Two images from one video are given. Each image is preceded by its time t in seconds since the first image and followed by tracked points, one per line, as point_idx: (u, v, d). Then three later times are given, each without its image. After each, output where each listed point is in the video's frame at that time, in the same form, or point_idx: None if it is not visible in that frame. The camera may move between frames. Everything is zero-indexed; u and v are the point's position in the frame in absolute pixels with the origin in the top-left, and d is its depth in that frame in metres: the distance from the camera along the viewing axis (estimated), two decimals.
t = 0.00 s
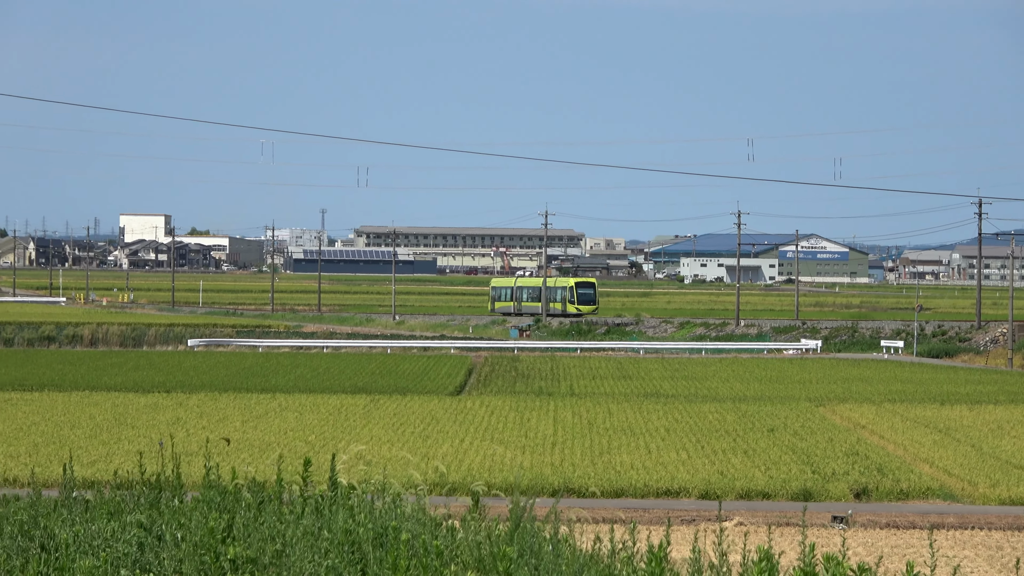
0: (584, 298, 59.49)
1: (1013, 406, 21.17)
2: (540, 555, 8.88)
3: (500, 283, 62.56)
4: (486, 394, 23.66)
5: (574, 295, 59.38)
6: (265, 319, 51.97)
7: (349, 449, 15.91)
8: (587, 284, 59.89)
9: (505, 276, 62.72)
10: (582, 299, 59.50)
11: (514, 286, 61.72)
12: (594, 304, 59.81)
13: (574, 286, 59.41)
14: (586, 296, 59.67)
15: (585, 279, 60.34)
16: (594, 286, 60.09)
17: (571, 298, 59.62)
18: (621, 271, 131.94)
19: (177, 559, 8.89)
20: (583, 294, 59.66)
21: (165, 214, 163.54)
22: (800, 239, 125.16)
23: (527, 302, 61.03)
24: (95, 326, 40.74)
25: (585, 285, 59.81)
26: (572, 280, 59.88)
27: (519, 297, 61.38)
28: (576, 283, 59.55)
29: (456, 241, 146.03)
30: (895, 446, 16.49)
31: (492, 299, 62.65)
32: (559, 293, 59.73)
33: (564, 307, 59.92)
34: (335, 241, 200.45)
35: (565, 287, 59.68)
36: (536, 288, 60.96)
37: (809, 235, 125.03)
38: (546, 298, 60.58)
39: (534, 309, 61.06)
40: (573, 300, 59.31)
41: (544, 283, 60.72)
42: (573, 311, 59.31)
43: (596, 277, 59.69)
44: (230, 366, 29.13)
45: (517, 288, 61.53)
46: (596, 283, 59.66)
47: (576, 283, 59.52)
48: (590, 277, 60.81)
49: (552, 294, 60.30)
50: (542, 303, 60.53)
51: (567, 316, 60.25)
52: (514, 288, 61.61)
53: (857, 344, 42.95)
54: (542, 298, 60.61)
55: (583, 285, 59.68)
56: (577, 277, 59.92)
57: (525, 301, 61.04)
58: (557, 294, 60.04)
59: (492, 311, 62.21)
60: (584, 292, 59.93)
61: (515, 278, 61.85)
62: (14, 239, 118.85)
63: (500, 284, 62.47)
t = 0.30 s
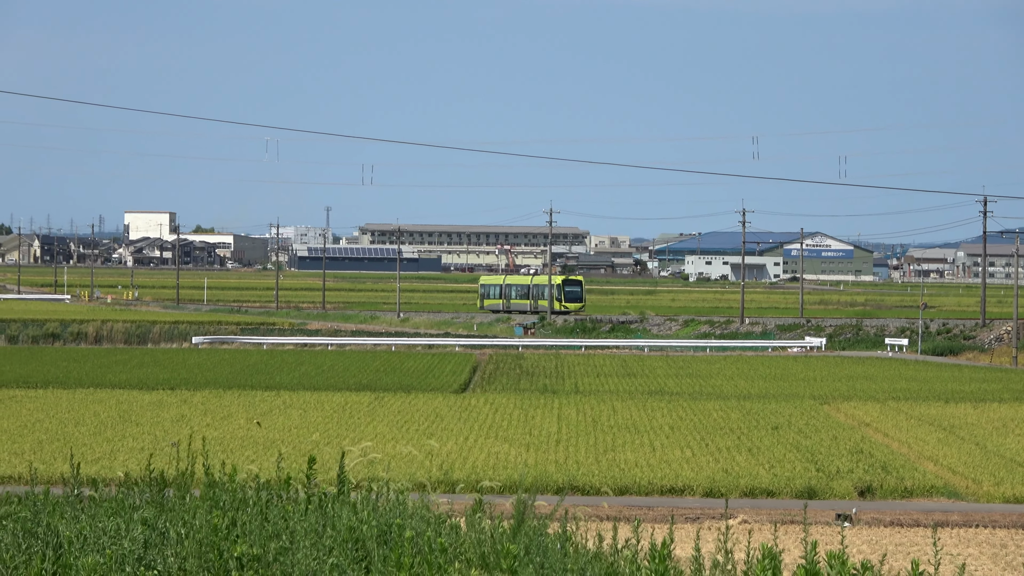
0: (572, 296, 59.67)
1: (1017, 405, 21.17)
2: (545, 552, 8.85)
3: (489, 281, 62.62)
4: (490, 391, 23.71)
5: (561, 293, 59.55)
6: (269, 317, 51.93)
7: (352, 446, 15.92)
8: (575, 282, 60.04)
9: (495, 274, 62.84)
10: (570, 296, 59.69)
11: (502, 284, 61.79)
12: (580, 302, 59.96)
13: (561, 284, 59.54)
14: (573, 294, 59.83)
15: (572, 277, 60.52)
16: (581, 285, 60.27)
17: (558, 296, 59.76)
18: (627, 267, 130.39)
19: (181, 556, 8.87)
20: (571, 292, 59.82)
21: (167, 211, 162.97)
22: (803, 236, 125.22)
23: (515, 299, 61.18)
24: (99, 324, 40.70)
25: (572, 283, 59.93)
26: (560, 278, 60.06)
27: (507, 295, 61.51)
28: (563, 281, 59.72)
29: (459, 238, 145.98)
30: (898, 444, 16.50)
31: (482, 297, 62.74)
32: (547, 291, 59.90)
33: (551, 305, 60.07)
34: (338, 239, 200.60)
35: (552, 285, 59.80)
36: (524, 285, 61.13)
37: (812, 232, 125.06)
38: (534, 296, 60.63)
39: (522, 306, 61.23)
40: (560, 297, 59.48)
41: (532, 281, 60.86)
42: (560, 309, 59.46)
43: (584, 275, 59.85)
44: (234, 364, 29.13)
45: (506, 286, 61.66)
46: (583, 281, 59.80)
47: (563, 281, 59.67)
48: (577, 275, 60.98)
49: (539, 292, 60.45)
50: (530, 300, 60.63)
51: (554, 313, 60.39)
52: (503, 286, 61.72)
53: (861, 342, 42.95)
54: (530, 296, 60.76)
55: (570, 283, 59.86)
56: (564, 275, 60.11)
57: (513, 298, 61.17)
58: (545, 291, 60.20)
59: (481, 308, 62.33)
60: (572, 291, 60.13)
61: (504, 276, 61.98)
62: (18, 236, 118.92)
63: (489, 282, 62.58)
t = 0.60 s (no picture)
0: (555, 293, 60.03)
1: (1017, 401, 21.16)
2: (544, 549, 8.84)
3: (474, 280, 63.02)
4: (490, 389, 23.73)
5: (545, 289, 59.90)
6: (270, 315, 51.93)
7: (352, 445, 15.93)
8: (558, 280, 60.40)
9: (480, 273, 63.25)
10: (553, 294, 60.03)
11: (487, 282, 62.19)
12: (563, 299, 60.31)
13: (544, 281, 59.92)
14: (556, 292, 60.18)
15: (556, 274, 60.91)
16: (565, 283, 60.63)
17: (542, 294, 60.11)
18: (627, 264, 130.41)
19: (181, 555, 8.86)
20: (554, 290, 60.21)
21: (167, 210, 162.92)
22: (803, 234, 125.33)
23: (500, 297, 61.55)
24: (100, 322, 40.73)
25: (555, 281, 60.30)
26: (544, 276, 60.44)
27: (491, 293, 61.87)
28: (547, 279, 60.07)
29: (459, 236, 146.04)
30: (899, 441, 16.51)
31: (468, 295, 63.13)
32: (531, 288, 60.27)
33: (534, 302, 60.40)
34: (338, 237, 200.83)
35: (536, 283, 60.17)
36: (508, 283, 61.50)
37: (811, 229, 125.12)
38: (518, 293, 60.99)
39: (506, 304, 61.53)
40: (544, 295, 59.82)
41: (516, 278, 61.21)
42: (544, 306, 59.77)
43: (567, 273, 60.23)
44: (234, 362, 29.13)
45: (490, 284, 62.06)
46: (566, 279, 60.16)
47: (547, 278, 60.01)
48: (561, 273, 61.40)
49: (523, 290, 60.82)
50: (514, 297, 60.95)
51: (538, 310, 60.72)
52: (487, 284, 62.13)
53: (862, 339, 42.98)
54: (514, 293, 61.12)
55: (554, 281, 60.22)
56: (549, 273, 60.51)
57: (498, 296, 61.53)
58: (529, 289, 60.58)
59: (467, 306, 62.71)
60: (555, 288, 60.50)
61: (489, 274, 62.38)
62: (18, 234, 119.16)
63: (475, 280, 62.97)
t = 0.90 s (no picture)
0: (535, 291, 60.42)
1: (1015, 399, 21.14)
2: (541, 546, 8.84)
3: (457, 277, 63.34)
4: (488, 386, 23.72)
5: (525, 286, 60.32)
6: (267, 312, 51.98)
7: (349, 442, 15.93)
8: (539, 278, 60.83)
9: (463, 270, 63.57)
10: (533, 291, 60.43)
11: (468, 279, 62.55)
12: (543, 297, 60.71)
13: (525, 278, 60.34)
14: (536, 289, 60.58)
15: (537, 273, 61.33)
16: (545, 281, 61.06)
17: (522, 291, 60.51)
18: (625, 262, 130.49)
19: (179, 552, 8.85)
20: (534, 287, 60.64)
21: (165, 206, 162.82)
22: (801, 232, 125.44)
23: (480, 293, 61.89)
24: (98, 319, 40.78)
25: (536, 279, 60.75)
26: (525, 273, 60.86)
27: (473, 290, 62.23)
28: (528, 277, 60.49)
29: (457, 234, 146.09)
30: (896, 438, 16.51)
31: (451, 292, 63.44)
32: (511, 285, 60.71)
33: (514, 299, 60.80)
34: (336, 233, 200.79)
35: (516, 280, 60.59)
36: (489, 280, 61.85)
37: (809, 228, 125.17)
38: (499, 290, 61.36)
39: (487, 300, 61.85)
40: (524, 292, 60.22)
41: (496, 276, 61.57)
42: (525, 303, 60.15)
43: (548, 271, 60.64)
44: (231, 359, 29.15)
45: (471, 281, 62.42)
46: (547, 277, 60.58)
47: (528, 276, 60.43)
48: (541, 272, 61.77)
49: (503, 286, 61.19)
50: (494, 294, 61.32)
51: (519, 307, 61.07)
52: (469, 281, 62.49)
53: (859, 336, 42.98)
54: (495, 290, 61.48)
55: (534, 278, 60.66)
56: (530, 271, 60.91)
57: (478, 293, 61.87)
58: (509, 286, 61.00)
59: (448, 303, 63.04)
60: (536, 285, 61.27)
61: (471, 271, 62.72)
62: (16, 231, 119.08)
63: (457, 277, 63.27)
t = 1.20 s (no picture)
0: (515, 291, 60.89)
1: (1009, 398, 21.12)
2: (534, 545, 8.84)
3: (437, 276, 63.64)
4: (482, 385, 23.70)
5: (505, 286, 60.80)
6: (261, 312, 52.00)
7: (343, 441, 15.93)
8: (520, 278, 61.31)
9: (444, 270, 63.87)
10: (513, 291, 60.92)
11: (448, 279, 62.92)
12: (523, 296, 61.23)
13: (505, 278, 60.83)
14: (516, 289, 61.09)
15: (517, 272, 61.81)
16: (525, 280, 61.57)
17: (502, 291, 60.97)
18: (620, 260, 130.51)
19: (173, 551, 8.84)
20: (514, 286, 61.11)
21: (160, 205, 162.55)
22: (797, 230, 125.68)
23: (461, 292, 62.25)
24: (91, 318, 40.79)
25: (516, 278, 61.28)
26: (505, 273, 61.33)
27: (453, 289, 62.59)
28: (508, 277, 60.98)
29: (453, 233, 146.08)
30: (889, 438, 16.51)
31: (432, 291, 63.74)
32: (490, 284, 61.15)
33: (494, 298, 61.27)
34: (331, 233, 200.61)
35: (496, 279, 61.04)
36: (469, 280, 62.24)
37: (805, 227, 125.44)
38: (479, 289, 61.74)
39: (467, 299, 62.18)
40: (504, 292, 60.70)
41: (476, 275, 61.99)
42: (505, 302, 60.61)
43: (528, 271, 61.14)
44: (226, 358, 29.14)
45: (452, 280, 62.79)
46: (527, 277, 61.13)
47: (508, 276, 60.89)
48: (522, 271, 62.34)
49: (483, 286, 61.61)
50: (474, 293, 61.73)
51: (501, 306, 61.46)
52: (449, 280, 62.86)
53: (853, 336, 43.02)
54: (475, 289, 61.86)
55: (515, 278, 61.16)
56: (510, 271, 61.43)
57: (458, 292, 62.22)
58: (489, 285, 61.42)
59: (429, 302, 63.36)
60: (515, 284, 61.84)
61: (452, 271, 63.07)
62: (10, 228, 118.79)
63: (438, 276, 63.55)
